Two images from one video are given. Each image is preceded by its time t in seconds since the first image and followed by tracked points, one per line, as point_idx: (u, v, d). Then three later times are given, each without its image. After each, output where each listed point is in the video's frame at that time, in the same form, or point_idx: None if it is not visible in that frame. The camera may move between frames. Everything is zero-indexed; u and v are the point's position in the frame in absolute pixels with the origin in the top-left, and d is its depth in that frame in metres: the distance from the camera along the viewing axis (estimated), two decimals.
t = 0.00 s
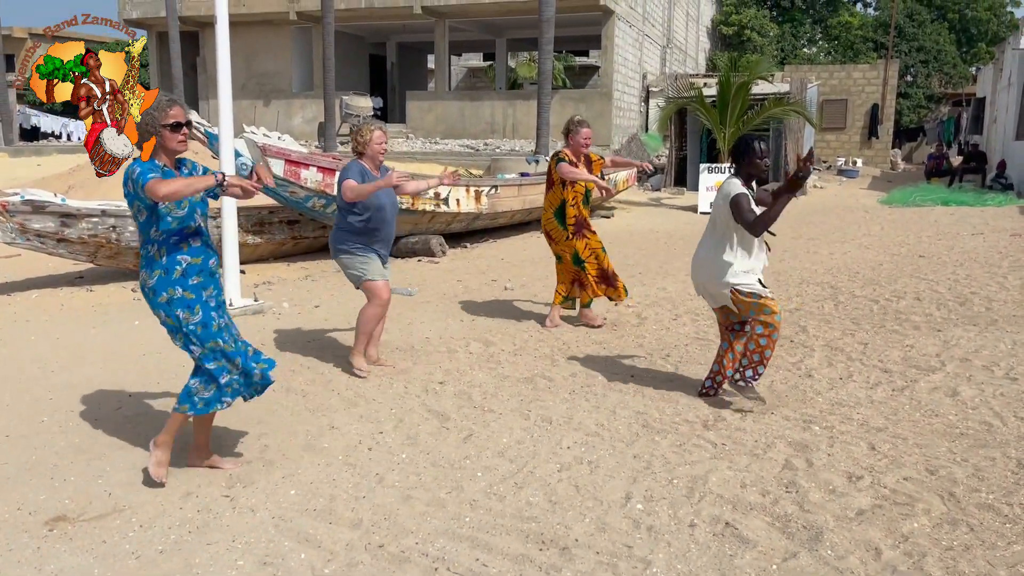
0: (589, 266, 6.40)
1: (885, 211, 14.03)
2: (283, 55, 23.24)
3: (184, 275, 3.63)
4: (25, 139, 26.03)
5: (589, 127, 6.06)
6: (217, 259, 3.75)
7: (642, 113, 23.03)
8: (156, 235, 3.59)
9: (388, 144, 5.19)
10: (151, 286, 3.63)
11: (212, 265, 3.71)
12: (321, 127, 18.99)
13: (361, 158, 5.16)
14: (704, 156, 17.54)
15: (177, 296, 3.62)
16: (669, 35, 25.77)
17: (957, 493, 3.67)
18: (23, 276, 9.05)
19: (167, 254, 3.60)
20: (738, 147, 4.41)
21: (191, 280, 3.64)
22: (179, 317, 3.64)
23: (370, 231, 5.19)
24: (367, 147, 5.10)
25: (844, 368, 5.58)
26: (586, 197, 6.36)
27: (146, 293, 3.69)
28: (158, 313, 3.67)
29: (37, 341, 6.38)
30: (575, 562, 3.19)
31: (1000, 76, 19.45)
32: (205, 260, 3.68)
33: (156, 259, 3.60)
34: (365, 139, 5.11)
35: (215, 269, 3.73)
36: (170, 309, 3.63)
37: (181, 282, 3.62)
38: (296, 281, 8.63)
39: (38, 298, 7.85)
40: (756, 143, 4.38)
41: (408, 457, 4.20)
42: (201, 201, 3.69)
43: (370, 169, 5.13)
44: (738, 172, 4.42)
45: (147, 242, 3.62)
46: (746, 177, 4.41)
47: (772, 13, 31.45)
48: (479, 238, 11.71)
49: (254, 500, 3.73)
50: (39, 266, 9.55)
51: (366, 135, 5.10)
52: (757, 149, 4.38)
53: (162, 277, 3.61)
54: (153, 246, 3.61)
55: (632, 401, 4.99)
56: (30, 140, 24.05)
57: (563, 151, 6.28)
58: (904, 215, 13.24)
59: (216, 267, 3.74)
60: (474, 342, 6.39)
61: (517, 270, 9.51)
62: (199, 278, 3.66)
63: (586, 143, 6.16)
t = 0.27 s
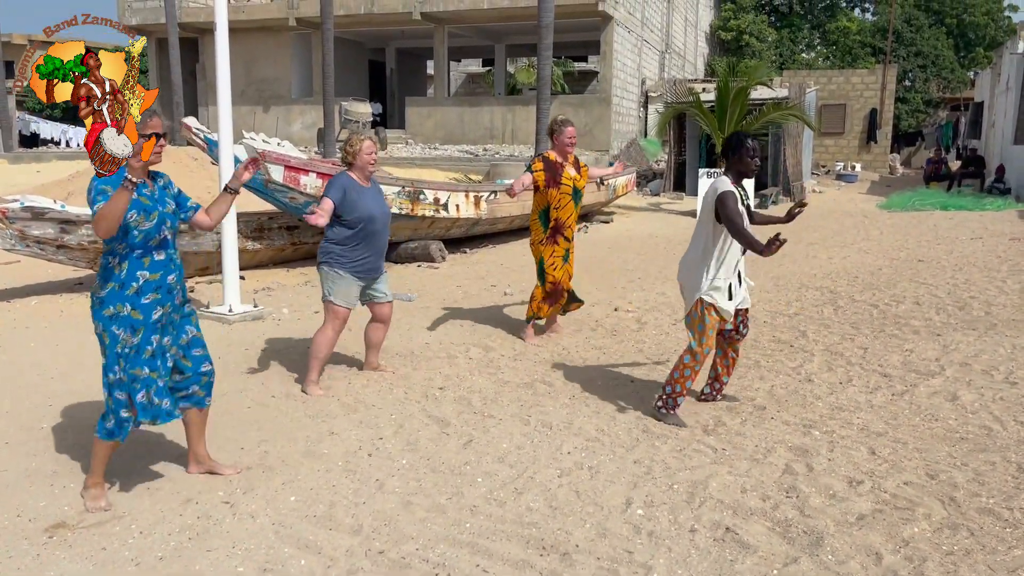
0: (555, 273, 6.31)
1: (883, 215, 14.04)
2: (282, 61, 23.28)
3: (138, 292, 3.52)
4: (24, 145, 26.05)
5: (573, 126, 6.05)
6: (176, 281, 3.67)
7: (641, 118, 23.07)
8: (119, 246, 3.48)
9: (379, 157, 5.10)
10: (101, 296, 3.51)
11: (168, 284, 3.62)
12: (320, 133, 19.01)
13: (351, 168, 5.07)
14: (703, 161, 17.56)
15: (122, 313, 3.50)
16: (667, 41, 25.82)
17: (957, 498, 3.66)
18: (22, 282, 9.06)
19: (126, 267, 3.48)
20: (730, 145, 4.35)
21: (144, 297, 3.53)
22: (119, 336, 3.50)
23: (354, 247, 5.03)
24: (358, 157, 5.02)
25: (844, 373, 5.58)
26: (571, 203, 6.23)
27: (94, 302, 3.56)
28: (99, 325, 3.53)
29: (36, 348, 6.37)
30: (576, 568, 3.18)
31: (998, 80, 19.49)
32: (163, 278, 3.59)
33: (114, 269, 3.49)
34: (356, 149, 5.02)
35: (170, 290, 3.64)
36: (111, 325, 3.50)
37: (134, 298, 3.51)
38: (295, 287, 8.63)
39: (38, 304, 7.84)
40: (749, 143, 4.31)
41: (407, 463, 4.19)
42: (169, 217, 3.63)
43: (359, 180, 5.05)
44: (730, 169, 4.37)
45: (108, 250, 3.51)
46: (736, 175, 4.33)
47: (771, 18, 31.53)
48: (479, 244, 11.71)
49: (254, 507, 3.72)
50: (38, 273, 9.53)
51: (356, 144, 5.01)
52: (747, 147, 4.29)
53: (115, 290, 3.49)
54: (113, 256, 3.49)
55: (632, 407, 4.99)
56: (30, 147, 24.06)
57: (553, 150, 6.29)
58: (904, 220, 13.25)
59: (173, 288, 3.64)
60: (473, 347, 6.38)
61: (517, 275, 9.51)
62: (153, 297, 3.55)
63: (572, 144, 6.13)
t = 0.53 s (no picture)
0: (538, 278, 6.31)
1: (880, 219, 14.06)
2: (279, 67, 23.31)
3: (109, 298, 3.43)
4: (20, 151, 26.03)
5: (563, 132, 6.02)
6: (150, 286, 3.60)
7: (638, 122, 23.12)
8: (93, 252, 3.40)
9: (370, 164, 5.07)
10: (72, 301, 3.41)
11: (142, 291, 3.55)
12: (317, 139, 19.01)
13: (340, 174, 5.04)
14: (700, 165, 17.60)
15: (93, 318, 3.42)
16: (664, 45, 25.89)
17: (954, 501, 3.67)
18: (19, 288, 9.05)
19: (99, 273, 3.40)
20: (733, 154, 4.28)
21: (115, 304, 3.44)
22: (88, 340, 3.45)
23: (341, 255, 5.01)
24: (349, 162, 4.96)
25: (842, 377, 5.58)
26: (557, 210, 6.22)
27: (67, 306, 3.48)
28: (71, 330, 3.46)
29: (32, 354, 6.35)
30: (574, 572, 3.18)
31: (994, 84, 19.54)
32: (136, 285, 3.51)
33: (85, 274, 3.40)
34: (347, 154, 4.97)
35: (145, 296, 3.56)
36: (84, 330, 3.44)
37: (104, 304, 3.42)
38: (293, 292, 8.62)
39: (34, 310, 7.83)
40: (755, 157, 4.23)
41: (405, 468, 4.19)
42: (150, 223, 3.60)
43: (347, 187, 5.03)
44: (731, 179, 4.27)
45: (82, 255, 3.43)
46: (739, 185, 4.25)
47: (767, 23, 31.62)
48: (476, 249, 11.72)
49: (251, 512, 3.71)
50: (34, 279, 9.52)
51: (348, 150, 4.96)
52: (752, 160, 4.23)
53: (86, 294, 3.40)
54: (87, 261, 3.41)
55: (630, 411, 4.99)
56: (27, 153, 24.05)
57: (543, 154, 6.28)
58: (900, 224, 13.27)
59: (147, 294, 3.57)
60: (470, 352, 6.38)
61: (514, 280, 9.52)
62: (124, 303, 3.47)
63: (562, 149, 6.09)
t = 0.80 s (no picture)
0: (532, 285, 6.31)
1: (873, 222, 14.10)
2: (272, 71, 23.29)
3: (108, 320, 3.39)
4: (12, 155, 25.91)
5: (557, 139, 6.02)
6: (149, 309, 3.55)
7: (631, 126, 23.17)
8: (92, 272, 3.37)
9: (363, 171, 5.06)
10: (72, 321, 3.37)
11: (140, 314, 3.50)
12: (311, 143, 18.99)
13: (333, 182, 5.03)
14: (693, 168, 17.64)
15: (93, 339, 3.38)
16: (657, 49, 25.97)
17: (949, 502, 3.68)
18: (11, 294, 9.01)
19: (96, 293, 3.36)
20: (757, 153, 4.25)
21: (115, 326, 3.41)
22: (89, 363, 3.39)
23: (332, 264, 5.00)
24: (342, 171, 4.96)
25: (836, 380, 5.59)
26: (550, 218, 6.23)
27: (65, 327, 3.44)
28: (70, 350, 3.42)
29: (24, 359, 6.32)
30: None
31: (985, 88, 19.65)
32: (135, 308, 3.47)
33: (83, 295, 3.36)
34: (341, 163, 4.96)
35: (144, 319, 3.52)
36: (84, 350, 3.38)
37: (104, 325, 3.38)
38: (286, 296, 8.60)
39: (26, 315, 7.79)
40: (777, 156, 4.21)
41: (399, 472, 4.18)
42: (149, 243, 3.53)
43: (338, 195, 5.01)
44: (751, 181, 4.29)
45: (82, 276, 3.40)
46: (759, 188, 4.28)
47: (759, 27, 31.72)
48: (470, 253, 11.72)
49: (244, 518, 3.69)
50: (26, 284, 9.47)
51: (341, 160, 4.95)
52: (775, 161, 4.20)
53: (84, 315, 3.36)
54: (85, 282, 3.37)
55: (625, 414, 4.99)
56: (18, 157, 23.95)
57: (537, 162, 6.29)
58: (893, 226, 13.32)
59: (146, 318, 3.52)
60: (464, 356, 6.37)
61: (508, 284, 9.52)
62: (124, 326, 3.43)
63: (556, 157, 6.08)
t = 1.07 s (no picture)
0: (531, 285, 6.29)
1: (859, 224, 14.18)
2: (260, 74, 23.21)
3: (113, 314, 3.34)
4: None
5: (559, 143, 6.04)
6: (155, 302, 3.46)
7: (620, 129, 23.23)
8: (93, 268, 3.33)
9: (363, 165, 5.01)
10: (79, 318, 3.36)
11: (145, 308, 3.41)
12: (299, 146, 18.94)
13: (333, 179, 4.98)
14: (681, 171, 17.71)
15: (100, 335, 3.37)
16: (645, 52, 26.05)
17: (936, 502, 3.70)
18: None
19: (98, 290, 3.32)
20: (781, 160, 4.28)
21: (120, 320, 3.35)
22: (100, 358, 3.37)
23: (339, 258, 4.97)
24: (341, 167, 4.91)
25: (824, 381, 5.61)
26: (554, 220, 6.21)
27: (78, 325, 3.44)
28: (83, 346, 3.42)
29: (10, 364, 6.26)
30: None
31: (969, 91, 19.82)
32: (137, 302, 3.38)
33: (86, 291, 3.32)
34: (340, 160, 4.92)
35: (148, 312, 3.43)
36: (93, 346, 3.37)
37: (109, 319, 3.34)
38: (275, 300, 8.57)
39: (12, 320, 7.73)
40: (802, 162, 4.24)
41: (389, 476, 4.17)
42: (151, 235, 3.47)
43: (339, 192, 4.97)
44: (777, 188, 4.32)
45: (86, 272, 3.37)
46: (786, 194, 4.29)
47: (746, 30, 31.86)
48: (459, 256, 11.71)
49: (233, 522, 3.68)
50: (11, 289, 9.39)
51: (341, 155, 4.91)
52: (799, 166, 4.23)
53: (88, 311, 3.34)
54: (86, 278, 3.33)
55: (615, 416, 5.00)
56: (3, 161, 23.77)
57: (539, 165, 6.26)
58: (879, 228, 13.41)
59: (149, 311, 3.43)
60: (454, 359, 6.36)
61: (497, 287, 9.52)
62: (128, 319, 3.37)
63: (558, 160, 6.09)
